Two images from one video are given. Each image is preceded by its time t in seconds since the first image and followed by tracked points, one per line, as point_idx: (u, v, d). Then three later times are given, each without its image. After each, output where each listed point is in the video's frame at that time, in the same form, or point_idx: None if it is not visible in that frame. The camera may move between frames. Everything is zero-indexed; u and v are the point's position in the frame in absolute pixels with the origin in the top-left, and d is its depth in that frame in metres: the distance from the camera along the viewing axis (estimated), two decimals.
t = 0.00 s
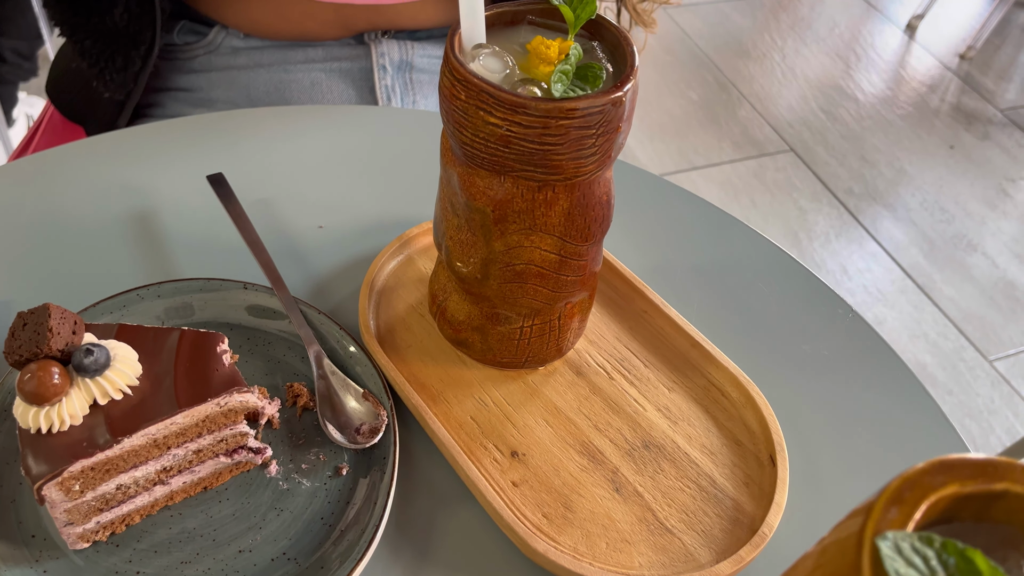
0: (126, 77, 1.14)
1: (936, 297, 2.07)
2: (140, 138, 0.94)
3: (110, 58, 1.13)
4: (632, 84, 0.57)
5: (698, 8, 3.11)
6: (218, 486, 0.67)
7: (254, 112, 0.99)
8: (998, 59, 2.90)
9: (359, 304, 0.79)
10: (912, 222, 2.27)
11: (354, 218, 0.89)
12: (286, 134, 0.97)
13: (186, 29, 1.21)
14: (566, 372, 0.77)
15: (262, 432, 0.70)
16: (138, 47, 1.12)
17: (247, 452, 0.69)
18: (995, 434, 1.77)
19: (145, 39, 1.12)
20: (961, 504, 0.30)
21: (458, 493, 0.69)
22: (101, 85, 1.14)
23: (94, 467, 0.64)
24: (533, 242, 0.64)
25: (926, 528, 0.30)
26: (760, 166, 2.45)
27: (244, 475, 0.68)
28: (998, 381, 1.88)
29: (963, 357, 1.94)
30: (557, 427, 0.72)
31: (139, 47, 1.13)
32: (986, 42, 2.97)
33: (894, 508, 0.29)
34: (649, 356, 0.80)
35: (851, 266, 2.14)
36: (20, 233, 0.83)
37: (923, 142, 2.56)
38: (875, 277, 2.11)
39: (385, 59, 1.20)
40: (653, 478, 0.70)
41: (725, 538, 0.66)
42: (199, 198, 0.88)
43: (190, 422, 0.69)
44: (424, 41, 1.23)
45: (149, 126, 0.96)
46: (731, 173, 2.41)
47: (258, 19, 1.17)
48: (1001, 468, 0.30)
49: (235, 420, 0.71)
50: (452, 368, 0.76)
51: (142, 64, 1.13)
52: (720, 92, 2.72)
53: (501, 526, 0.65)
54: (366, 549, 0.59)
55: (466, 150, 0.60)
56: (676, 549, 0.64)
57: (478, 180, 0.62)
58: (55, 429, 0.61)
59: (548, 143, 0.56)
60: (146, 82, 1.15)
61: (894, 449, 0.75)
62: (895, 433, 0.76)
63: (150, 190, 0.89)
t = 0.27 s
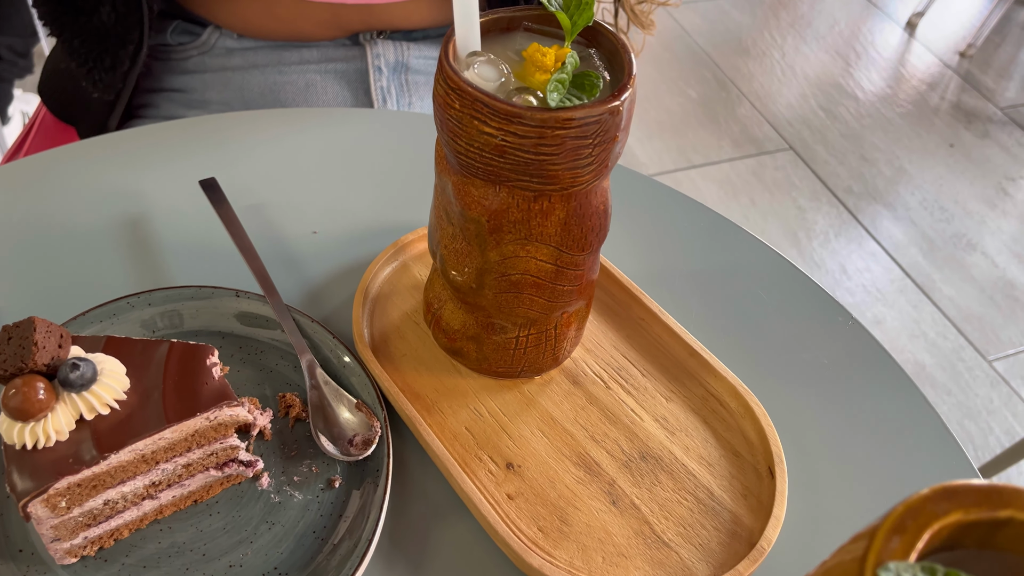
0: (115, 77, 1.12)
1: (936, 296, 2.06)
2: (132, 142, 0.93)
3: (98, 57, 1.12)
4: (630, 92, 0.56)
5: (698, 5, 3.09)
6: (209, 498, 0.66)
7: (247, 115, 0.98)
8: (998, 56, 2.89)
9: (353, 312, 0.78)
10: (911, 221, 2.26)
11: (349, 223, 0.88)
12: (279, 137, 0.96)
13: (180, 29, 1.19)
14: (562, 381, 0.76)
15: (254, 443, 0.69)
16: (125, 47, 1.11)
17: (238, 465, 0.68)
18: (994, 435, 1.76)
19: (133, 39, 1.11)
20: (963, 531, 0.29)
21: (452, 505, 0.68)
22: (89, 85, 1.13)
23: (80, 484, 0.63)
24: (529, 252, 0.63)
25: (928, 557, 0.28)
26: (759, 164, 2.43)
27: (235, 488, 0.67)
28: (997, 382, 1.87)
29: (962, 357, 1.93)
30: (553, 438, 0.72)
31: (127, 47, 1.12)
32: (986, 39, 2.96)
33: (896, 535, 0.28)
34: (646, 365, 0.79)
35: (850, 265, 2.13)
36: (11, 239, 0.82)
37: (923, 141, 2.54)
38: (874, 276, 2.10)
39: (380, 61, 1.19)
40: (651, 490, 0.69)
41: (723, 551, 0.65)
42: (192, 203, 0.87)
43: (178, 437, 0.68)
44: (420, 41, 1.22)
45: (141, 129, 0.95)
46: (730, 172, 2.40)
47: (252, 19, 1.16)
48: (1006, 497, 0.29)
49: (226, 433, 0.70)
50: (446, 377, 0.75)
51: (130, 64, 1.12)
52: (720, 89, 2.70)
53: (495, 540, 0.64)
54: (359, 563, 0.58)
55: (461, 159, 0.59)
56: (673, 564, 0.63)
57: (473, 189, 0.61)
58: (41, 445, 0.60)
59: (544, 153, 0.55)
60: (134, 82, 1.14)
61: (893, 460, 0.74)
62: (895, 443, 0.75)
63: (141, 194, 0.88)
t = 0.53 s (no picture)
0: (99, 76, 1.12)
1: (936, 296, 2.05)
2: (123, 144, 0.92)
3: (82, 56, 1.11)
4: (626, 100, 0.55)
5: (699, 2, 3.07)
6: (196, 510, 0.66)
7: (240, 116, 0.97)
8: (1001, 55, 2.87)
9: (345, 319, 0.77)
10: (912, 220, 2.25)
11: (342, 227, 0.87)
12: (272, 139, 0.95)
13: (174, 28, 1.18)
14: (557, 390, 0.75)
15: (244, 453, 0.68)
16: (110, 46, 1.10)
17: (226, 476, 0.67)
18: (994, 437, 1.75)
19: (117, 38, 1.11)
20: (965, 557, 0.28)
21: (444, 517, 0.67)
22: (75, 84, 1.13)
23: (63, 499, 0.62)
24: (523, 261, 0.62)
25: None
26: (760, 163, 2.42)
27: (223, 500, 0.66)
28: (997, 383, 1.86)
29: (962, 358, 1.92)
30: (547, 449, 0.70)
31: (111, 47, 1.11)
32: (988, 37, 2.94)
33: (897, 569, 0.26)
34: (643, 374, 0.78)
35: (850, 265, 2.12)
36: None
37: (924, 140, 2.53)
38: (875, 276, 2.09)
39: (376, 61, 1.17)
40: (646, 502, 0.68)
41: (720, 566, 0.64)
42: (183, 207, 0.86)
43: (165, 450, 0.67)
44: (417, 42, 1.21)
45: (132, 131, 0.94)
46: (730, 170, 2.39)
47: (248, 18, 1.14)
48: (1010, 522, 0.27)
49: (213, 445, 0.69)
50: (440, 386, 0.74)
51: (114, 64, 1.11)
52: (720, 87, 2.69)
53: (488, 554, 0.63)
54: None
55: (454, 167, 0.58)
56: None
57: (466, 198, 0.60)
58: (23, 459, 0.59)
59: (538, 162, 0.54)
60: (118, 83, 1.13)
61: (892, 471, 0.73)
62: (893, 454, 0.74)
63: (132, 197, 0.86)
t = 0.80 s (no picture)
0: (86, 75, 1.12)
1: (939, 297, 2.04)
2: (119, 142, 0.91)
3: (70, 54, 1.12)
4: (627, 105, 0.54)
5: None
6: (189, 517, 0.65)
7: (238, 115, 0.96)
8: (1006, 53, 2.85)
9: (342, 322, 0.76)
10: (915, 220, 2.23)
11: (341, 228, 0.86)
12: (270, 138, 0.94)
13: (172, 25, 1.17)
14: (556, 396, 0.74)
15: (238, 459, 0.67)
16: (97, 44, 1.10)
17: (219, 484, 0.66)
18: (996, 438, 1.74)
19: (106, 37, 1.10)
20: None
21: (440, 525, 0.66)
22: (64, 81, 1.14)
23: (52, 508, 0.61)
24: (522, 267, 0.61)
25: None
26: (763, 161, 2.40)
27: (216, 507, 0.65)
28: (1000, 385, 1.85)
29: (965, 359, 1.90)
30: (545, 456, 0.70)
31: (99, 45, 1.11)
32: (994, 35, 2.92)
33: None
34: (643, 380, 0.77)
35: (853, 265, 2.11)
36: None
37: (929, 139, 2.51)
38: (877, 276, 2.08)
39: (376, 59, 1.17)
40: (645, 511, 0.67)
41: None
42: (179, 207, 0.85)
43: (156, 458, 0.65)
44: (418, 40, 1.20)
45: (128, 129, 0.93)
46: (733, 169, 2.37)
47: (247, 15, 1.13)
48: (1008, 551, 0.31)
49: (206, 452, 0.68)
50: (437, 392, 0.73)
51: (101, 63, 1.11)
52: (724, 85, 2.67)
53: (485, 564, 0.62)
54: None
55: (452, 172, 0.57)
56: None
57: (464, 203, 0.59)
58: (12, 467, 0.59)
59: (537, 168, 0.53)
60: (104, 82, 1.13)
61: (894, 481, 0.72)
62: (895, 464, 0.73)
63: (127, 196, 0.86)
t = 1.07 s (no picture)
0: (82, 68, 1.11)
1: (944, 298, 2.02)
2: (116, 139, 0.90)
3: (67, 48, 1.11)
4: (630, 110, 0.53)
5: None
6: (181, 524, 0.64)
7: (237, 112, 0.94)
8: (1015, 51, 2.82)
9: (339, 325, 0.75)
10: (922, 219, 2.21)
11: (340, 228, 0.85)
12: (269, 136, 0.92)
13: (172, 19, 1.15)
14: (556, 403, 0.73)
15: (232, 465, 0.66)
16: (93, 38, 1.09)
17: (212, 492, 0.65)
18: (1000, 441, 1.72)
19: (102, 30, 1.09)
20: None
21: (436, 534, 0.65)
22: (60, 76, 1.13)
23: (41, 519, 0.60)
24: (522, 274, 0.60)
25: None
26: (768, 159, 2.39)
27: (209, 514, 0.64)
28: (1005, 387, 1.84)
29: (969, 361, 1.89)
30: (544, 464, 0.69)
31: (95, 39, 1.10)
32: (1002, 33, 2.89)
33: None
34: (644, 387, 0.76)
35: (858, 264, 2.09)
36: None
37: (936, 137, 2.49)
38: (882, 276, 2.06)
39: (378, 55, 1.16)
40: (645, 521, 0.66)
41: None
42: (176, 206, 0.84)
43: (147, 466, 0.64)
44: (420, 36, 1.19)
45: (126, 125, 0.91)
46: (739, 166, 2.36)
47: (248, 10, 1.12)
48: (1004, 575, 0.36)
49: (199, 460, 0.66)
50: (435, 398, 0.72)
51: (97, 57, 1.10)
52: (730, 81, 2.65)
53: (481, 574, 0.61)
54: None
55: (451, 177, 0.56)
56: None
57: (463, 209, 0.57)
58: None
59: (538, 174, 0.52)
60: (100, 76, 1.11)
61: (898, 492, 0.71)
62: (899, 474, 0.72)
63: (123, 194, 0.85)
